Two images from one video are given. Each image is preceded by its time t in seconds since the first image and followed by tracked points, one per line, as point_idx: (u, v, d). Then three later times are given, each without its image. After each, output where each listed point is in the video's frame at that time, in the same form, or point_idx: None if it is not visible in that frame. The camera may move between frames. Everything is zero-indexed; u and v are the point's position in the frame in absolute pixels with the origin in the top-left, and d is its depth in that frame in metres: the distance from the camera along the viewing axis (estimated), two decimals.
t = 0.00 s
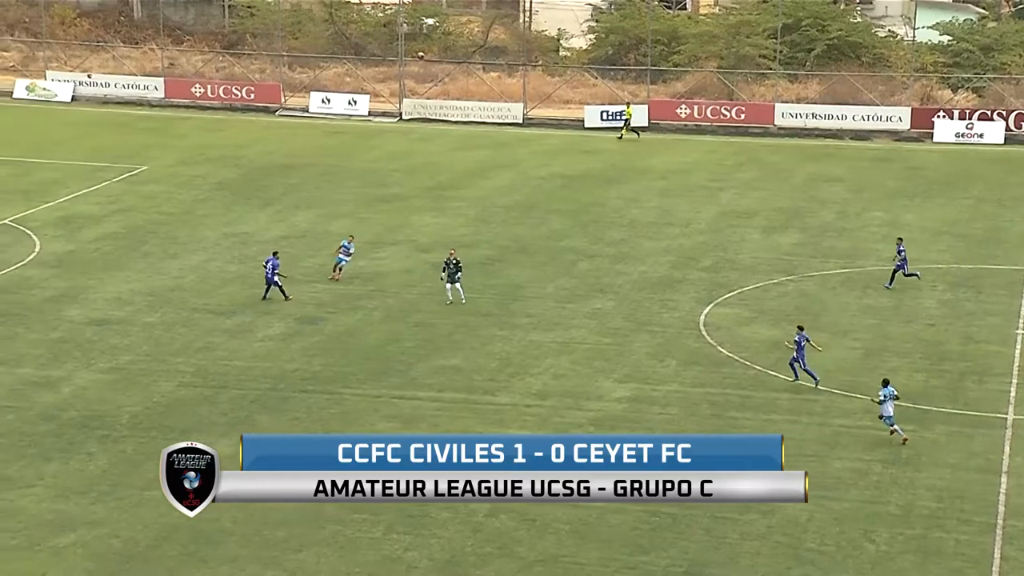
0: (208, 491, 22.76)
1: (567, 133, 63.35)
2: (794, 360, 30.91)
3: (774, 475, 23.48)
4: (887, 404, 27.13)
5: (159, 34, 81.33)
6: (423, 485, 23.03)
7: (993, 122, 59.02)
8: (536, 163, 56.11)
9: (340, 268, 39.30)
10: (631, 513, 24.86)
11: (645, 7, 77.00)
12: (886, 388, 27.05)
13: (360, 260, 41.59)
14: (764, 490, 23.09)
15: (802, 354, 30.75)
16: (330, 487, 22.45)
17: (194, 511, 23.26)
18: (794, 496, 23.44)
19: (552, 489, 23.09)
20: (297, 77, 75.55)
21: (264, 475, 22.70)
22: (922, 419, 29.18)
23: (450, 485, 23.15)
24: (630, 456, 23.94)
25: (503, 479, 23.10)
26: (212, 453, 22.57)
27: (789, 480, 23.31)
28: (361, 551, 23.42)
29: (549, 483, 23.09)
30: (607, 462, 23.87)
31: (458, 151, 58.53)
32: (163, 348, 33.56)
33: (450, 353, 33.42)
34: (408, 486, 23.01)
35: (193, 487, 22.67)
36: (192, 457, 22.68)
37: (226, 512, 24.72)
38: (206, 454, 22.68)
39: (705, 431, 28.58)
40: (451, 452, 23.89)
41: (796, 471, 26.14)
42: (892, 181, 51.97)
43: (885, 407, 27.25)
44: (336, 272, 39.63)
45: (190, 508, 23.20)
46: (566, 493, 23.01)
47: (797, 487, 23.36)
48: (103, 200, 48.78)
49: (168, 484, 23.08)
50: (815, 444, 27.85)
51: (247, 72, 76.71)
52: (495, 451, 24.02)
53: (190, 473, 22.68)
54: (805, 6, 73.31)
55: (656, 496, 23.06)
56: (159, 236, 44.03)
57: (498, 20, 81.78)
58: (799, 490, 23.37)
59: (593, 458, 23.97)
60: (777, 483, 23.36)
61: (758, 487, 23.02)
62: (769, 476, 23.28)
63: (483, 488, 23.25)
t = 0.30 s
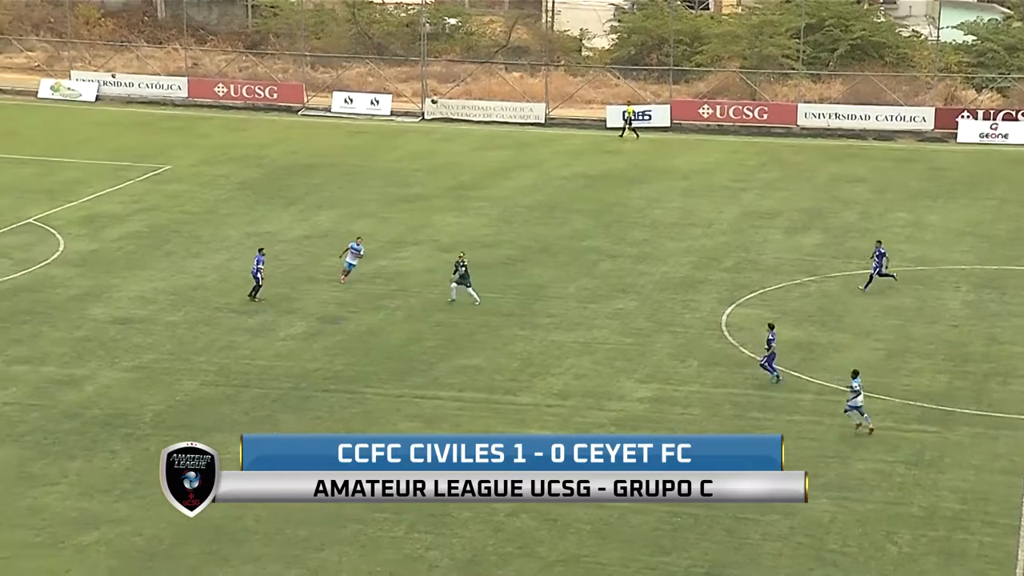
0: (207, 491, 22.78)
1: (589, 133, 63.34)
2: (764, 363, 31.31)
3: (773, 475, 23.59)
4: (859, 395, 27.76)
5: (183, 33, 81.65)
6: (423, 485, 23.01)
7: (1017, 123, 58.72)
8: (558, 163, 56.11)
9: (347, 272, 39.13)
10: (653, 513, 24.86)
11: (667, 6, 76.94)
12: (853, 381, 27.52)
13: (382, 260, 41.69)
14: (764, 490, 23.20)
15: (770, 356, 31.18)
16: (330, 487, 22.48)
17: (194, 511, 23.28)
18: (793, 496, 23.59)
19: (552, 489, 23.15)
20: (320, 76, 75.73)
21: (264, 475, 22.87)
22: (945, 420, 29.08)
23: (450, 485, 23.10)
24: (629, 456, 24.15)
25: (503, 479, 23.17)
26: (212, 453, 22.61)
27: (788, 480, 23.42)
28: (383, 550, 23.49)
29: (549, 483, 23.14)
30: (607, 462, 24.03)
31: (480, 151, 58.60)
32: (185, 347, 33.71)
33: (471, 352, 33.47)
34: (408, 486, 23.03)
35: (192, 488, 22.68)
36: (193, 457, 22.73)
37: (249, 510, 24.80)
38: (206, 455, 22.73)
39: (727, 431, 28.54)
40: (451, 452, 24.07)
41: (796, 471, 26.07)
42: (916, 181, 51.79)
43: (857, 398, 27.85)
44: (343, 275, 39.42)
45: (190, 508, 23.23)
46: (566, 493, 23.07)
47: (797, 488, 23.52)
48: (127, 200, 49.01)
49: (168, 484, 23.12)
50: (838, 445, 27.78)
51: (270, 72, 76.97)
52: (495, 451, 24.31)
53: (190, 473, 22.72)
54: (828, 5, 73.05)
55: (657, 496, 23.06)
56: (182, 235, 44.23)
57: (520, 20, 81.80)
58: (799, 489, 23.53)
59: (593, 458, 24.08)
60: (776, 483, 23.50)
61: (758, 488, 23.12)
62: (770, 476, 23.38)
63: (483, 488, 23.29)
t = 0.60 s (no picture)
0: (208, 491, 22.86)
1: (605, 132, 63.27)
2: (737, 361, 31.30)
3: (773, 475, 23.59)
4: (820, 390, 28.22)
5: (200, 33, 81.88)
6: (422, 485, 23.03)
7: None
8: (573, 163, 56.07)
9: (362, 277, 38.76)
10: (669, 513, 24.86)
11: (684, 6, 76.86)
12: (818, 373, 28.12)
13: (397, 260, 41.75)
14: (762, 490, 23.27)
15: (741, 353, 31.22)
16: (330, 487, 22.53)
17: (194, 511, 23.29)
18: (794, 495, 23.61)
19: (552, 488, 23.15)
20: (337, 76, 75.83)
21: (264, 475, 22.83)
22: (961, 421, 28.99)
23: (450, 484, 23.02)
24: (629, 455, 23.94)
25: (503, 479, 23.17)
26: (212, 453, 22.73)
27: (790, 479, 23.51)
28: (398, 549, 23.54)
29: (549, 483, 23.14)
30: (607, 462, 23.82)
31: (496, 150, 58.60)
32: (200, 347, 33.82)
33: (486, 352, 33.49)
34: (408, 486, 23.06)
35: (193, 488, 22.76)
36: (192, 457, 22.84)
37: (265, 509, 24.85)
38: (206, 454, 22.86)
39: (742, 431, 28.51)
40: (452, 451, 23.85)
41: (795, 471, 26.06)
42: (932, 181, 51.61)
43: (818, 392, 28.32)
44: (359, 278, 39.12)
45: (190, 508, 23.24)
46: (566, 493, 23.10)
47: (797, 487, 23.57)
48: (143, 199, 49.19)
49: (168, 484, 23.17)
50: (853, 445, 27.71)
51: (286, 72, 77.21)
52: (495, 451, 24.10)
53: (190, 473, 22.78)
54: (845, 5, 72.89)
55: (657, 496, 23.12)
56: (198, 234, 44.36)
57: (536, 19, 81.87)
58: (799, 488, 23.58)
59: (593, 458, 23.85)
60: (776, 483, 23.54)
61: (757, 487, 23.14)
62: (770, 476, 23.47)
63: (483, 488, 23.22)
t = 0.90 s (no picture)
0: (208, 491, 22.87)
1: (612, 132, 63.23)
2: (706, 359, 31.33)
3: (773, 475, 23.54)
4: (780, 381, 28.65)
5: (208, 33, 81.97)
6: (423, 485, 23.02)
7: None
8: (580, 163, 56.04)
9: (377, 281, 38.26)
10: (675, 513, 24.86)
11: (690, 6, 76.88)
12: (779, 368, 28.61)
13: (404, 259, 41.78)
14: (762, 490, 23.34)
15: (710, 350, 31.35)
16: (330, 487, 22.54)
17: (195, 511, 23.30)
18: (794, 495, 23.60)
19: (552, 488, 23.17)
20: (344, 76, 75.88)
21: (264, 475, 22.85)
22: (969, 421, 28.94)
23: (450, 485, 23.03)
24: (629, 455, 23.79)
25: (503, 479, 23.17)
26: (212, 453, 22.73)
27: (790, 479, 23.46)
28: (404, 548, 23.54)
29: (550, 483, 23.17)
30: (607, 462, 23.66)
31: (503, 150, 58.59)
32: (208, 346, 33.87)
33: (493, 351, 33.50)
34: (408, 486, 23.03)
35: (193, 487, 22.76)
36: (193, 457, 22.86)
37: (271, 509, 24.89)
38: (206, 454, 22.88)
39: (749, 431, 28.50)
40: (451, 452, 23.66)
41: (795, 471, 26.11)
42: (940, 181, 51.53)
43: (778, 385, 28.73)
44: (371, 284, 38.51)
45: (190, 508, 23.24)
46: (566, 493, 23.16)
47: (797, 487, 23.56)
48: (150, 199, 49.25)
49: (168, 484, 23.16)
50: (861, 445, 27.68)
51: (293, 71, 77.31)
52: (495, 451, 23.86)
53: (190, 473, 22.79)
54: (852, 4, 72.83)
55: (657, 496, 23.10)
56: (205, 234, 44.42)
57: (544, 19, 81.90)
58: (799, 489, 23.58)
59: (593, 458, 23.71)
60: (776, 484, 23.51)
61: (757, 488, 23.20)
62: (770, 476, 23.46)
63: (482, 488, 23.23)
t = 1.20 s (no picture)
0: (208, 491, 22.90)
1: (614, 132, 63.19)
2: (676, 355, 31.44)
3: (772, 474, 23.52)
4: (743, 378, 28.70)
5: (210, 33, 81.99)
6: (422, 485, 23.08)
7: None
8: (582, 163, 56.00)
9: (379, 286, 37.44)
10: (677, 513, 24.87)
11: (693, 5, 76.85)
12: (743, 364, 28.69)
13: (407, 259, 41.79)
14: (762, 490, 23.38)
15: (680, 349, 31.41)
16: (330, 487, 22.56)
17: (194, 511, 23.32)
18: (793, 494, 23.75)
19: (552, 488, 23.24)
20: (346, 75, 75.89)
21: (264, 475, 22.88)
22: (972, 421, 28.92)
23: (450, 485, 23.11)
24: (630, 455, 23.49)
25: (503, 479, 23.23)
26: (212, 453, 22.69)
27: (790, 480, 23.51)
28: (406, 549, 23.54)
29: (549, 483, 23.23)
30: (607, 463, 23.44)
31: (505, 150, 58.58)
32: (211, 346, 33.89)
33: (495, 351, 33.50)
34: (408, 486, 23.08)
35: (193, 488, 22.80)
36: (193, 457, 22.83)
37: (273, 509, 24.90)
38: (206, 454, 22.83)
39: (751, 430, 28.50)
40: (451, 452, 23.46)
41: (795, 471, 26.11)
42: (943, 181, 51.47)
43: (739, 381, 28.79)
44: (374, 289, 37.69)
45: (190, 508, 23.26)
46: (566, 493, 23.26)
47: (798, 488, 23.71)
48: (153, 199, 49.26)
49: (168, 484, 23.14)
50: (863, 445, 27.67)
51: (296, 71, 77.37)
52: (495, 450, 23.70)
53: (190, 473, 22.81)
54: (855, 4, 72.84)
55: (657, 495, 23.17)
56: (208, 234, 44.42)
57: (546, 19, 81.93)
58: (799, 490, 23.74)
59: (594, 458, 23.43)
60: (776, 483, 23.54)
61: (757, 487, 23.26)
62: (771, 476, 23.46)
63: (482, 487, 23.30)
